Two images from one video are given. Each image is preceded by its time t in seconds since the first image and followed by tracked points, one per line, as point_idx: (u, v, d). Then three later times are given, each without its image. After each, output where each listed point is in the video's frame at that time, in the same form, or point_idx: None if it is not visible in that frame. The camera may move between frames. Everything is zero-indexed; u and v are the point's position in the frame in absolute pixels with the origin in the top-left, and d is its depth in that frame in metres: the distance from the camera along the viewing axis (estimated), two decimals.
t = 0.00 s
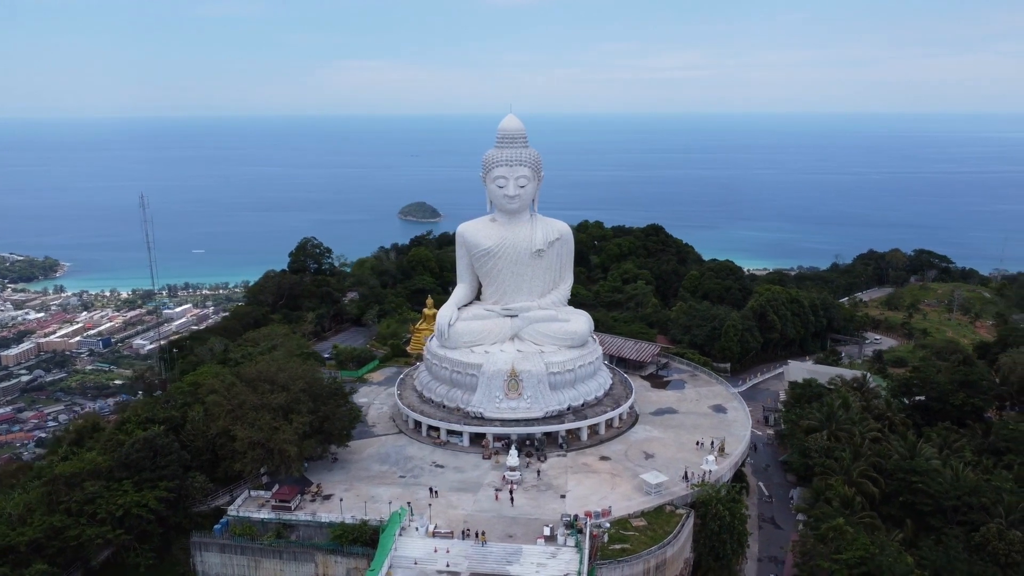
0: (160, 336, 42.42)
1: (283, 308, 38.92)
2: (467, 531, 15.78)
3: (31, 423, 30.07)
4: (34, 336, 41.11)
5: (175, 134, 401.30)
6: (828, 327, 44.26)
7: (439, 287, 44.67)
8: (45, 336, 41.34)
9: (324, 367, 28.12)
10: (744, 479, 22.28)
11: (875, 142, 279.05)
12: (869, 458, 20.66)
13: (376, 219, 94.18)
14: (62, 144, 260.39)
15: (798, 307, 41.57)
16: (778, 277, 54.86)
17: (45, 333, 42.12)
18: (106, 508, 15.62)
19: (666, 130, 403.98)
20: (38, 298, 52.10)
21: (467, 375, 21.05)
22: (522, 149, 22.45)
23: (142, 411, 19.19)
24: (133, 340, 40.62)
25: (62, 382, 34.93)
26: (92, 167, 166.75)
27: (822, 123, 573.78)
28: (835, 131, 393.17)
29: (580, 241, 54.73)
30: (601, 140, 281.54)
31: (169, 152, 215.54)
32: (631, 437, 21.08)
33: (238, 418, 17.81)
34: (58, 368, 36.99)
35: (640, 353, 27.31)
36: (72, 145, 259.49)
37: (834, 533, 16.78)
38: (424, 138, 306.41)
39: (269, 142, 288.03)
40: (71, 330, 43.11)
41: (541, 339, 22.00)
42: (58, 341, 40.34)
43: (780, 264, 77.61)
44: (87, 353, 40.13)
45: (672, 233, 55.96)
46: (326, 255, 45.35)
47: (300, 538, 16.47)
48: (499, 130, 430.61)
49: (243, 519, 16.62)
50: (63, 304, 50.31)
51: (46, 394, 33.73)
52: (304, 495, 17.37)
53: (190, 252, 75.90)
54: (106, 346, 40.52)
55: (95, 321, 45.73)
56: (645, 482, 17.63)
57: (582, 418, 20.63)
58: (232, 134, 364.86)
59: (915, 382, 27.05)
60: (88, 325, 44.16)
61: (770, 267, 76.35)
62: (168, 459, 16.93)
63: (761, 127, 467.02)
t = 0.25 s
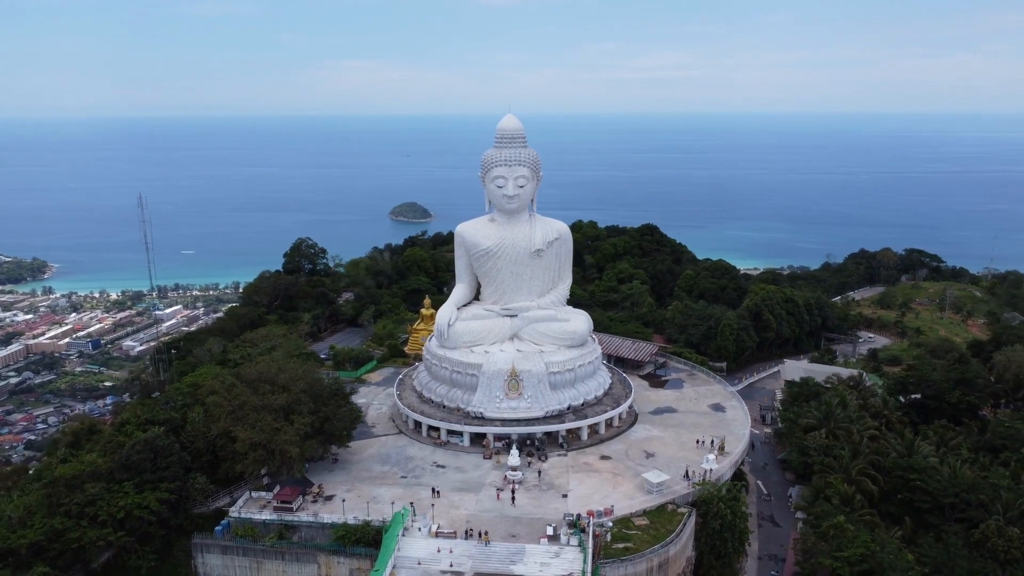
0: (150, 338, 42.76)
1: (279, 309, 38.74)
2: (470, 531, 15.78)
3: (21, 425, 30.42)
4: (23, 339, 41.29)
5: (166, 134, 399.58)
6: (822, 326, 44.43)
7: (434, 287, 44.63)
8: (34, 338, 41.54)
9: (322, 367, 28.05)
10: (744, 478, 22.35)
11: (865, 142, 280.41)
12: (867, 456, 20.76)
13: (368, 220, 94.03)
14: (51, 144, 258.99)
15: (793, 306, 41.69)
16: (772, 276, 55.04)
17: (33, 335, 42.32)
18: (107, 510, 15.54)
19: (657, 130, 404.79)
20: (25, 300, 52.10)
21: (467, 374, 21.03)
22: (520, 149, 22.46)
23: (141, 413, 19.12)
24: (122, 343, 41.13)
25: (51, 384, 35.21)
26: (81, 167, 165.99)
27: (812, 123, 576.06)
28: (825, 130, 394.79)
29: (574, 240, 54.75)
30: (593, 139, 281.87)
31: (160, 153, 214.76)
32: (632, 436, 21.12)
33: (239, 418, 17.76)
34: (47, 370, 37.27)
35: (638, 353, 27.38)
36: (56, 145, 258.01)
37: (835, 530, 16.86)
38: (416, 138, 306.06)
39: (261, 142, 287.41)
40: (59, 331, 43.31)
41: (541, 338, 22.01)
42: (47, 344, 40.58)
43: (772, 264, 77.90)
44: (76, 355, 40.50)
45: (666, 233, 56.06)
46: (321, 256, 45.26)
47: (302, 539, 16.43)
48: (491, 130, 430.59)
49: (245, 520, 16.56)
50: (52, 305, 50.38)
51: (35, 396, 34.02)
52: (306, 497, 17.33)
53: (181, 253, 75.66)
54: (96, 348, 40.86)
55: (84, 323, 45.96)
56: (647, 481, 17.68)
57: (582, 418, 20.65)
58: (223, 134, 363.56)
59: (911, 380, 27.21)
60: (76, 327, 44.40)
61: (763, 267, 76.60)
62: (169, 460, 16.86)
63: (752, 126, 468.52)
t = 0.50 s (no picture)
0: (139, 339, 43.01)
1: (274, 310, 38.49)
2: (473, 531, 15.79)
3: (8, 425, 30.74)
4: (9, 342, 41.42)
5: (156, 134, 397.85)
6: (815, 325, 44.64)
7: (429, 287, 44.57)
8: (20, 340, 41.70)
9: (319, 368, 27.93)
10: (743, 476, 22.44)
11: (853, 142, 282.00)
12: (866, 453, 20.89)
13: (359, 220, 93.80)
14: (36, 146, 257.41)
15: (787, 305, 41.89)
16: (764, 276, 55.26)
17: (20, 337, 42.47)
18: (108, 512, 15.46)
19: (647, 130, 405.60)
20: (11, 302, 52.02)
21: (467, 375, 21.02)
22: (519, 149, 22.46)
23: (140, 414, 19.03)
24: (110, 344, 41.52)
25: (39, 386, 35.44)
26: (69, 168, 165.00)
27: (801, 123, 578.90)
28: (814, 130, 396.54)
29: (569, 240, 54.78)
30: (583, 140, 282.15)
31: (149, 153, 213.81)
32: (631, 435, 21.19)
33: (239, 419, 17.71)
34: (34, 372, 37.51)
35: (636, 352, 27.46)
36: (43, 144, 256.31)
37: (836, 528, 16.97)
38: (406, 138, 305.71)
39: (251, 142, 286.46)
40: (46, 333, 43.45)
41: (540, 338, 22.04)
42: (33, 346, 40.78)
43: (763, 263, 78.22)
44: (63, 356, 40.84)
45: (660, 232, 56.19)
46: (315, 256, 45.12)
47: (305, 540, 16.38)
48: (481, 130, 430.49)
49: (246, 522, 16.50)
50: (38, 307, 50.32)
51: (22, 398, 34.25)
52: (307, 497, 17.27)
53: (171, 253, 75.32)
54: (84, 349, 41.15)
55: (71, 324, 46.11)
56: (648, 480, 17.75)
57: (582, 417, 20.69)
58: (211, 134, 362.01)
59: (906, 378, 27.42)
60: (63, 329, 44.55)
61: (754, 266, 76.92)
62: (169, 462, 16.77)
63: (742, 126, 470.43)
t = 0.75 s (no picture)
0: (128, 341, 43.57)
1: (269, 310, 38.11)
2: (476, 531, 15.80)
3: None
4: None
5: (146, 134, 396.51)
6: (810, 324, 44.79)
7: (423, 287, 44.50)
8: (8, 343, 41.98)
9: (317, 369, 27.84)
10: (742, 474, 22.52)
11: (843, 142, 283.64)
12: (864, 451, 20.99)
13: (352, 220, 93.62)
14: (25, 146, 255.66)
15: (782, 304, 42.01)
16: (757, 275, 55.40)
17: (8, 340, 42.67)
18: (109, 514, 15.38)
19: (639, 130, 406.21)
20: None
21: (467, 375, 21.02)
22: (518, 149, 22.47)
23: (140, 416, 18.96)
24: (100, 346, 41.99)
25: (27, 388, 35.76)
26: (58, 168, 164.04)
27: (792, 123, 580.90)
28: (804, 130, 397.95)
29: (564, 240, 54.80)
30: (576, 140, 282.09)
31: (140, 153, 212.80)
32: (631, 434, 21.24)
33: (240, 420, 17.65)
34: (23, 374, 37.77)
35: (634, 351, 27.53)
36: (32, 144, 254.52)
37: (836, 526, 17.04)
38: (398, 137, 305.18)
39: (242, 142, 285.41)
40: (35, 334, 43.60)
41: (540, 338, 22.07)
42: (23, 348, 41.11)
43: (754, 262, 78.50)
44: (52, 358, 41.16)
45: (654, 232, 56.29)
46: (309, 257, 44.94)
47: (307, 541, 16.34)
48: (473, 130, 430.03)
49: (248, 523, 16.45)
50: (27, 309, 50.21)
51: (12, 400, 34.61)
52: (309, 498, 17.23)
53: (161, 254, 74.95)
54: (73, 350, 41.46)
55: (59, 326, 46.09)
56: (650, 479, 17.80)
57: (583, 416, 20.72)
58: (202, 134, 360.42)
59: (902, 376, 27.59)
60: (51, 330, 44.66)
61: (746, 265, 77.21)
62: (170, 463, 16.69)
63: (733, 126, 471.85)
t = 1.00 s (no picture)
0: (116, 343, 43.83)
1: (264, 311, 37.84)
2: (479, 531, 15.82)
3: None
4: None
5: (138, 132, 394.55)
6: (803, 323, 44.96)
7: (418, 288, 44.43)
8: None
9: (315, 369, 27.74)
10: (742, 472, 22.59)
11: (832, 141, 285.13)
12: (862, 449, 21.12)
13: (343, 221, 93.31)
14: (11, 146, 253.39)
15: (776, 303, 42.17)
16: (750, 275, 55.58)
17: None
18: (111, 517, 15.29)
19: (629, 130, 406.80)
20: None
21: (467, 375, 21.01)
22: (517, 149, 22.47)
23: (139, 417, 18.88)
24: (88, 348, 42.16)
25: (15, 391, 35.95)
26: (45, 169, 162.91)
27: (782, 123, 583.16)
28: (794, 130, 399.50)
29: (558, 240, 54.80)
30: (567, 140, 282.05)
31: (128, 154, 211.44)
32: (631, 434, 21.29)
33: (241, 421, 17.60)
34: (11, 376, 37.89)
35: (632, 351, 27.60)
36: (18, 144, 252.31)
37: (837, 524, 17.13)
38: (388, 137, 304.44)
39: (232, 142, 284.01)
40: (22, 336, 43.64)
41: (539, 337, 22.10)
42: (10, 350, 41.23)
43: (746, 262, 78.77)
44: (39, 360, 41.31)
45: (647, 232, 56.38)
46: (303, 257, 44.77)
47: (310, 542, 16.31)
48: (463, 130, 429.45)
49: (251, 524, 16.40)
50: (13, 311, 50.01)
51: None
52: (311, 499, 17.18)
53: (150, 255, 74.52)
54: (61, 352, 41.68)
55: (47, 327, 45.96)
56: (652, 478, 17.86)
57: (583, 416, 20.77)
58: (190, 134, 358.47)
59: (897, 374, 27.74)
60: (38, 332, 44.67)
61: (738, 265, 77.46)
62: (171, 465, 16.60)
63: (723, 126, 473.35)
